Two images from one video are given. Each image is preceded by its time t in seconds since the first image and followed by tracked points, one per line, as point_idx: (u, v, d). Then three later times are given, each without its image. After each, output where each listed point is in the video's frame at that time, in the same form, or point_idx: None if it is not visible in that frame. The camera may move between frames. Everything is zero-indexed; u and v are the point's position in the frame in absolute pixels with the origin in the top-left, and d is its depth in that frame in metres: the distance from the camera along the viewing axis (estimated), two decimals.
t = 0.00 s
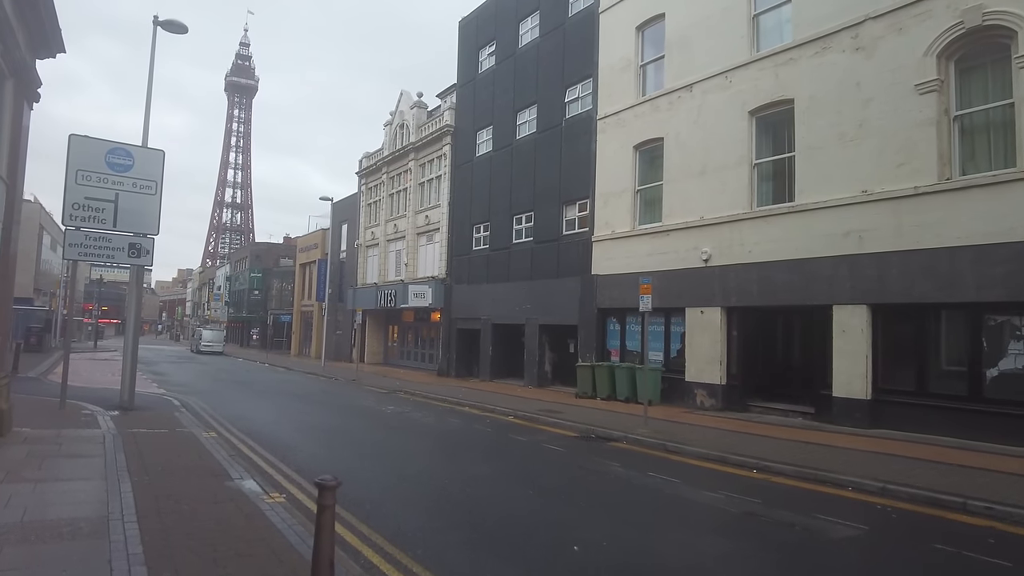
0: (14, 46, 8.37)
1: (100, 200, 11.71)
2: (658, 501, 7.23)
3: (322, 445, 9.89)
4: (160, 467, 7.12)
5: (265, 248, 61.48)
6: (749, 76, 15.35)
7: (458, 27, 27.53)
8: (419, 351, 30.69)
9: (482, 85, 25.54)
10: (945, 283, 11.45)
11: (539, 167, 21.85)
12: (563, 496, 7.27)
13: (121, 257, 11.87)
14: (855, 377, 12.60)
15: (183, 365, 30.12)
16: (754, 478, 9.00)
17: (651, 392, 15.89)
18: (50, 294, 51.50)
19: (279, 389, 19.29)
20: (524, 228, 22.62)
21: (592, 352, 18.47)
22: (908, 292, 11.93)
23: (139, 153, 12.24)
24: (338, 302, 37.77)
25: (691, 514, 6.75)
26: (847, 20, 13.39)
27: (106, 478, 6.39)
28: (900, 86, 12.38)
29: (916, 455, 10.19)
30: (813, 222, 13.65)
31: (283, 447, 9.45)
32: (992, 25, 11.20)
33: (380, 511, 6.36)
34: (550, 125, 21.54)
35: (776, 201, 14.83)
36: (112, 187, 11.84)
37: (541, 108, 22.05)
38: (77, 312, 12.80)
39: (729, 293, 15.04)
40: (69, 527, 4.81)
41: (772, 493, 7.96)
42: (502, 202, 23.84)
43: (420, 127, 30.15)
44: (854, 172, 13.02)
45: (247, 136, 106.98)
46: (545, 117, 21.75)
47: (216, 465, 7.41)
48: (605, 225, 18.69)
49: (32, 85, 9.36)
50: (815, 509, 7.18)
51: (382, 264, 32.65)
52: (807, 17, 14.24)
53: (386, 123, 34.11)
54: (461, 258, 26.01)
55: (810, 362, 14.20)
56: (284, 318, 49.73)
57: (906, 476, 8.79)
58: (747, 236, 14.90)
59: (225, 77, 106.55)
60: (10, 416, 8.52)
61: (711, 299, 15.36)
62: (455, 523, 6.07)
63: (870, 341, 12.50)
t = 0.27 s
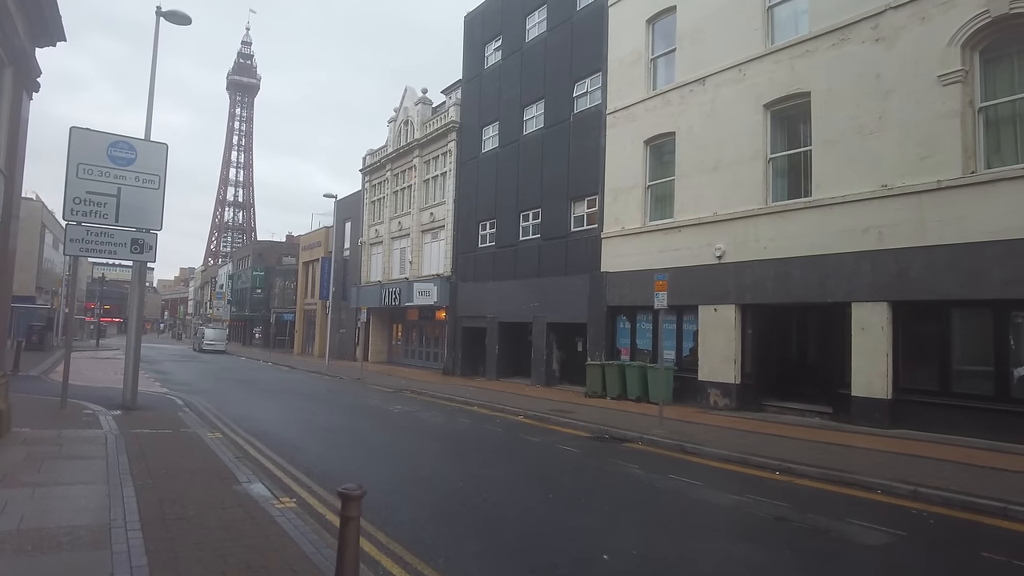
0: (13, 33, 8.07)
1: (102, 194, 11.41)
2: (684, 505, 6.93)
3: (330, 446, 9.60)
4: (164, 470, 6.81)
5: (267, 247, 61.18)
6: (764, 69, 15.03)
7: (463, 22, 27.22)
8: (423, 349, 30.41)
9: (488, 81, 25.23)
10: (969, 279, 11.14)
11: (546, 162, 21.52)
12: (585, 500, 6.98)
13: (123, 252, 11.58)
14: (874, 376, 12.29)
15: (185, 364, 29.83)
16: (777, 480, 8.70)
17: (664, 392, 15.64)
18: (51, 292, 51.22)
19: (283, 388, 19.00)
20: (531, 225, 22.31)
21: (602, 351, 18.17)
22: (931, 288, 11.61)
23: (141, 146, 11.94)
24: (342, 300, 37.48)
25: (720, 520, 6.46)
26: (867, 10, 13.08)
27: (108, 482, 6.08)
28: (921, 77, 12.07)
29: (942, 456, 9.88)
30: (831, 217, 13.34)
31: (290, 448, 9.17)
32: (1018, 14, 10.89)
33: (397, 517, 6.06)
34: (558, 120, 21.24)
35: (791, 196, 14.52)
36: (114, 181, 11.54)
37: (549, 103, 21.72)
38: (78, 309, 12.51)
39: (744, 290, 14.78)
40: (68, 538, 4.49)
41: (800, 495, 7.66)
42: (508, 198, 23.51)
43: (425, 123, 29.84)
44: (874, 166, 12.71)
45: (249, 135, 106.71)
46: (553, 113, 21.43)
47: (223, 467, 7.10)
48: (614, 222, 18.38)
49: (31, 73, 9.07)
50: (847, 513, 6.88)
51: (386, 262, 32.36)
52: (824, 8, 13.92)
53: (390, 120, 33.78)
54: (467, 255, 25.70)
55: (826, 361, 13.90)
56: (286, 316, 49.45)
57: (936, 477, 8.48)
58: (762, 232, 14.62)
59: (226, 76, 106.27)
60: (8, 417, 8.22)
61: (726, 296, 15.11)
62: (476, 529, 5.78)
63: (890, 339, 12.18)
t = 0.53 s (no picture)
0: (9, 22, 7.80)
1: (101, 192, 11.10)
2: (709, 518, 6.63)
3: (337, 452, 9.30)
4: (166, 479, 6.49)
5: (268, 246, 60.86)
6: (777, 66, 14.73)
7: (467, 19, 26.92)
8: (426, 350, 30.12)
9: (493, 79, 24.94)
10: (992, 280, 10.84)
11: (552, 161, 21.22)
12: (606, 512, 6.67)
13: (123, 251, 11.28)
14: (893, 380, 11.98)
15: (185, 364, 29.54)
16: (801, 488, 8.39)
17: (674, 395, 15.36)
18: (50, 291, 50.95)
19: (285, 389, 18.68)
20: (537, 224, 22.00)
21: (609, 352, 17.86)
22: (952, 290, 11.31)
23: (141, 142, 11.63)
24: (343, 300, 37.19)
25: (749, 534, 6.16)
26: (884, 5, 12.78)
27: (107, 493, 5.76)
28: (942, 73, 11.77)
29: (968, 463, 9.57)
30: (847, 217, 13.04)
31: (296, 454, 8.86)
32: None
33: (410, 531, 5.75)
34: (564, 118, 20.94)
35: (806, 196, 14.23)
36: (114, 178, 11.24)
37: (555, 101, 21.42)
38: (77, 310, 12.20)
39: (756, 291, 14.49)
40: (64, 557, 4.19)
41: (827, 505, 7.35)
42: (513, 197, 23.20)
43: (428, 122, 29.54)
44: (893, 164, 12.40)
45: (249, 134, 106.40)
46: (559, 111, 21.13)
47: (227, 475, 6.79)
48: (622, 221, 18.08)
49: (29, 64, 8.80)
50: (879, 525, 6.56)
51: (388, 262, 32.06)
52: (840, 3, 13.62)
53: (392, 119, 33.46)
54: (470, 255, 25.39)
55: (842, 363, 13.61)
56: (287, 316, 49.12)
57: (965, 486, 8.17)
58: (776, 232, 14.33)
59: (226, 75, 105.91)
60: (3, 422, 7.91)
61: (739, 297, 14.83)
62: (494, 545, 5.48)
63: (909, 341, 11.86)
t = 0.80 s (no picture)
0: None
1: (99, 186, 10.78)
2: (735, 525, 6.32)
3: (343, 454, 8.98)
4: (165, 484, 6.16)
5: (267, 245, 60.51)
6: (789, 59, 14.43)
7: (470, 14, 26.60)
8: (428, 349, 29.82)
9: (496, 74, 24.62)
10: (1015, 277, 10.54)
11: (557, 157, 20.90)
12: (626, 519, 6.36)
13: (121, 247, 10.94)
14: (911, 379, 11.68)
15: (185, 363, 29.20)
16: (824, 491, 8.07)
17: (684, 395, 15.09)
18: (48, 290, 50.62)
19: (286, 389, 18.36)
20: (541, 222, 21.68)
21: (617, 351, 17.54)
22: (973, 287, 11.01)
23: (140, 135, 11.28)
24: (344, 299, 36.88)
25: (779, 542, 5.85)
26: None
27: (102, 500, 5.43)
28: (962, 65, 11.47)
29: (995, 465, 9.25)
30: (862, 212, 12.75)
31: (300, 456, 8.55)
32: None
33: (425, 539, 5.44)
34: (569, 113, 20.62)
35: (819, 191, 13.93)
36: (111, 172, 10.91)
37: (560, 96, 21.11)
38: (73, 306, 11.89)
39: (768, 289, 14.19)
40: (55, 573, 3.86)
41: (855, 510, 7.04)
42: (517, 194, 22.87)
43: (429, 118, 29.22)
44: (910, 158, 12.09)
45: (248, 132, 105.98)
46: (564, 106, 20.82)
47: (230, 480, 6.46)
48: (629, 218, 17.79)
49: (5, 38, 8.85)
50: (915, 532, 6.25)
51: (390, 260, 31.73)
52: None
53: (393, 115, 33.12)
54: (473, 253, 25.08)
55: (857, 362, 13.31)
56: (286, 315, 48.77)
57: (996, 489, 7.86)
58: (788, 228, 14.03)
59: (225, 73, 105.48)
60: None
61: (750, 295, 14.53)
62: (513, 554, 5.17)
63: (928, 340, 11.56)
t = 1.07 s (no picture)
0: None
1: (100, 181, 10.48)
2: (769, 536, 5.99)
3: (354, 458, 8.68)
4: (169, 491, 5.84)
5: (270, 244, 60.23)
6: (806, 52, 14.08)
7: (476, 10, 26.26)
8: (434, 348, 29.52)
9: (503, 70, 24.30)
10: None
11: (566, 154, 20.57)
12: (654, 529, 6.03)
13: (122, 244, 10.64)
14: (936, 381, 11.34)
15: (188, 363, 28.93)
16: (855, 498, 7.73)
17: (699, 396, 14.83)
18: (50, 290, 50.43)
19: (290, 390, 18.05)
20: (549, 220, 21.35)
21: (628, 351, 17.22)
22: (1002, 286, 10.67)
23: (142, 129, 10.98)
24: (348, 298, 36.59)
25: (818, 555, 5.53)
26: None
27: (103, 510, 5.11)
28: (989, 56, 11.11)
29: None
30: (883, 209, 12.41)
31: (309, 461, 8.23)
32: None
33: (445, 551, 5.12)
34: (578, 109, 20.29)
35: (838, 187, 13.58)
36: (113, 167, 10.61)
37: (568, 92, 20.78)
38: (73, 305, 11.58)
39: (786, 288, 13.88)
40: None
41: (892, 519, 6.71)
42: (524, 192, 22.54)
43: (435, 115, 28.89)
44: (934, 153, 11.74)
45: (251, 132, 105.79)
46: (573, 102, 20.49)
47: (237, 487, 6.15)
48: (641, 216, 17.47)
49: None
50: (959, 543, 5.91)
51: (394, 259, 31.43)
52: None
53: (397, 113, 32.79)
54: (480, 251, 24.75)
55: (878, 362, 12.99)
56: (289, 314, 48.48)
57: None
58: (806, 226, 13.70)
59: (227, 72, 105.22)
60: None
61: (767, 293, 14.22)
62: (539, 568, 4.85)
63: (954, 340, 11.23)
